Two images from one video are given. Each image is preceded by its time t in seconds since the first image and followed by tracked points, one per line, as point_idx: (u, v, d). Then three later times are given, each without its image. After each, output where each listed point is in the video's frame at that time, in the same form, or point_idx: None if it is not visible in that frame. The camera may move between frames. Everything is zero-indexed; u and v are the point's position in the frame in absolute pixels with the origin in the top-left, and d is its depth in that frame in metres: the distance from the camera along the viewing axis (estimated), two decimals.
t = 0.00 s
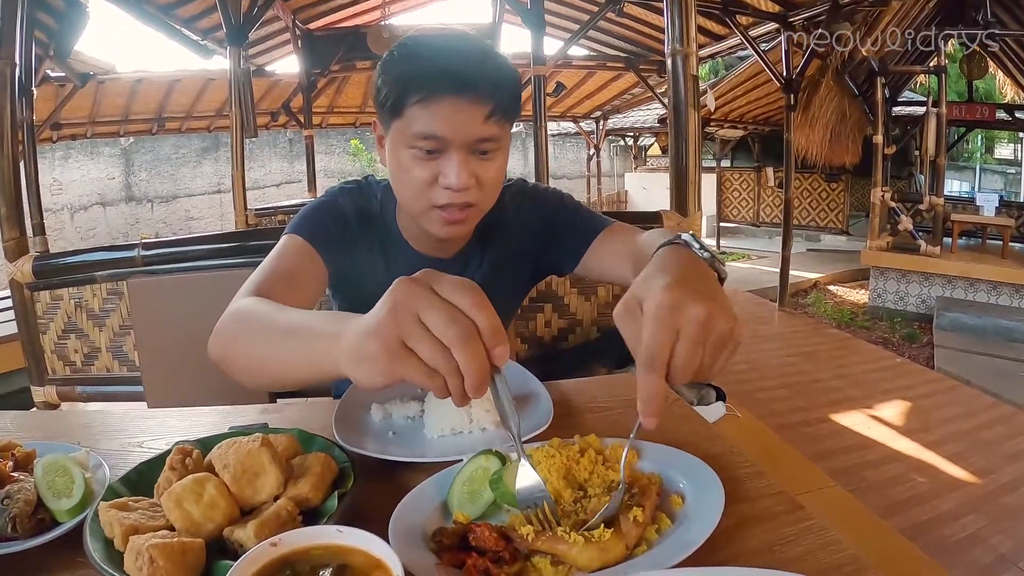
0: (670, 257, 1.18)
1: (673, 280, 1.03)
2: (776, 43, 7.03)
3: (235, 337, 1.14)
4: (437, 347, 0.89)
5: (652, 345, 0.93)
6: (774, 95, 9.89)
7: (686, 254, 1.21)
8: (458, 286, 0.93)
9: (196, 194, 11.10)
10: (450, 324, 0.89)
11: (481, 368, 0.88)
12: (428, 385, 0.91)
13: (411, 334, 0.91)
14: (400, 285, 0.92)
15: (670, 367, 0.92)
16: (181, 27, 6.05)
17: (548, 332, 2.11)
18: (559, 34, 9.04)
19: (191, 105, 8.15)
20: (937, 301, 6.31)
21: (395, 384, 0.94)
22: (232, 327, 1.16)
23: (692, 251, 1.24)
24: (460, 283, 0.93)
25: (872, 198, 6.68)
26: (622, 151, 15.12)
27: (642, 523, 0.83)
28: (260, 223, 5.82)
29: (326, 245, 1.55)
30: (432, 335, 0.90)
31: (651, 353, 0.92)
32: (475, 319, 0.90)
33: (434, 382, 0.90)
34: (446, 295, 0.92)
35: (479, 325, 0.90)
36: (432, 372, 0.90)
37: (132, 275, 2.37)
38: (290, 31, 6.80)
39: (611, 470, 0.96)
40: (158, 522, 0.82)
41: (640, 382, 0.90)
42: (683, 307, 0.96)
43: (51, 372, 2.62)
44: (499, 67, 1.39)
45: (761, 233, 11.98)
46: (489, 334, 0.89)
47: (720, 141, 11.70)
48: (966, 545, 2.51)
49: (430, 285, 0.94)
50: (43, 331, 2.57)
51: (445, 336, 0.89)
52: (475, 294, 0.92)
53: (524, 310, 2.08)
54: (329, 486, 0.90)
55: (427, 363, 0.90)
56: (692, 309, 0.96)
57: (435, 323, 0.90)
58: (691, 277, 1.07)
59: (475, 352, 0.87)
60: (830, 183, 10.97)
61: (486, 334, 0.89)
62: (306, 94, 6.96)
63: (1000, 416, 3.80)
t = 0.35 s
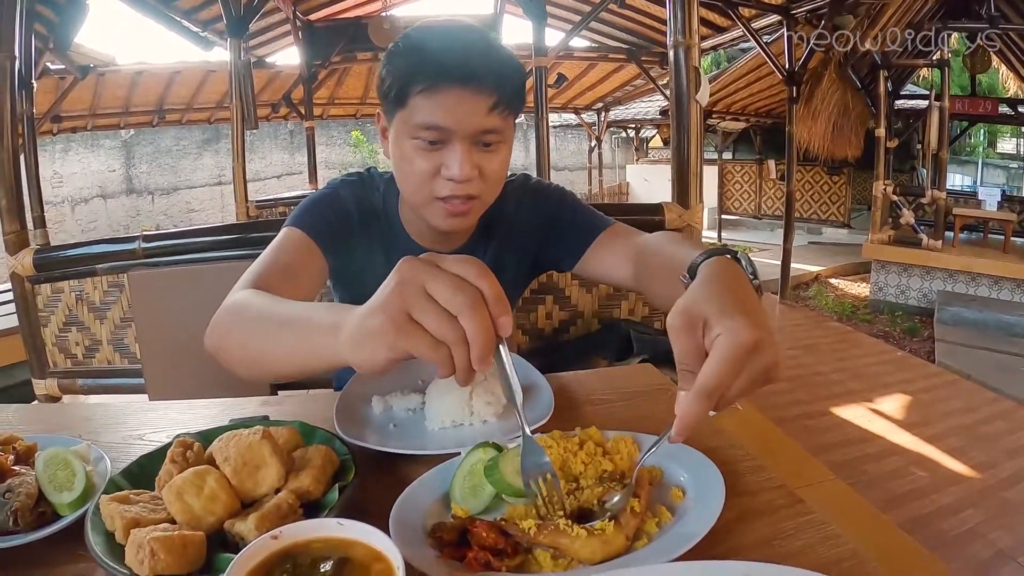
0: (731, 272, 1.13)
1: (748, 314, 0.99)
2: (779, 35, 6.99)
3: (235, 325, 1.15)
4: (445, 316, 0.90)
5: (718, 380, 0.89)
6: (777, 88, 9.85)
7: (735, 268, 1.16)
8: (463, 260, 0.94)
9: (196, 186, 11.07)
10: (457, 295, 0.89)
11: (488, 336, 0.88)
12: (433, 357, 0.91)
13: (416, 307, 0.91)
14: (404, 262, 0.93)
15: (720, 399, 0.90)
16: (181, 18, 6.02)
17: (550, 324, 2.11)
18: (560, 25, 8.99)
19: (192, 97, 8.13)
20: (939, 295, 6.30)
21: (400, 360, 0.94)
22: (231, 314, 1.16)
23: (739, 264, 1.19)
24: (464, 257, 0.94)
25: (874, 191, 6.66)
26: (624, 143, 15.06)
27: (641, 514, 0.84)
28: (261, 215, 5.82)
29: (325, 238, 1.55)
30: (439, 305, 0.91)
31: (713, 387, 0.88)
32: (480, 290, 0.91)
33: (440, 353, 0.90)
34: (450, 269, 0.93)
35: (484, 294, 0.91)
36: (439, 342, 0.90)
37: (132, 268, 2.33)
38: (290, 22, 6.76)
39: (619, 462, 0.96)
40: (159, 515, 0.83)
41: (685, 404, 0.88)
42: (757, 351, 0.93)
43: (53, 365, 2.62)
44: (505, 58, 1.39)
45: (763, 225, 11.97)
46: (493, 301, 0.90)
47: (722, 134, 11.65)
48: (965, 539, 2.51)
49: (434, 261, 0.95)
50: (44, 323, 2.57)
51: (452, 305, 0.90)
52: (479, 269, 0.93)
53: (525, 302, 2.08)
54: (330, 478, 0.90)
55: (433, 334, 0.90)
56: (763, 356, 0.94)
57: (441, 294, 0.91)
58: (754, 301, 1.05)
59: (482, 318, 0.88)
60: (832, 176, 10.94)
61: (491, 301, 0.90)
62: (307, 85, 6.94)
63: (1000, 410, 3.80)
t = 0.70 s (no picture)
0: (661, 250, 1.24)
1: (668, 271, 1.11)
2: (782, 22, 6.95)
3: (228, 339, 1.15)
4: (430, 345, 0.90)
5: (649, 331, 0.99)
6: (780, 76, 9.79)
7: (674, 249, 1.25)
8: (442, 281, 0.93)
9: (199, 179, 11.07)
10: (439, 325, 0.89)
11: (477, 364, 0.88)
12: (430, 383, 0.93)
13: (403, 339, 0.91)
14: (382, 288, 0.92)
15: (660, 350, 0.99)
16: (182, 11, 6.01)
17: (553, 314, 2.09)
18: (562, 13, 8.94)
19: (193, 90, 8.13)
20: (943, 284, 6.29)
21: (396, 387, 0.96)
22: (221, 329, 1.16)
23: (679, 244, 1.28)
24: (444, 280, 0.92)
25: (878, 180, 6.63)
26: (626, 132, 15.01)
27: (643, 504, 0.84)
28: (263, 207, 5.82)
29: (327, 234, 1.54)
30: (423, 337, 0.91)
31: (649, 337, 0.98)
32: (464, 317, 0.91)
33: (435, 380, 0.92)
34: (432, 294, 0.92)
35: (468, 323, 0.90)
36: (430, 371, 0.92)
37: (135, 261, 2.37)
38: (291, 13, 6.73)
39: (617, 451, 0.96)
40: (165, 508, 0.83)
41: (637, 363, 0.95)
42: (677, 292, 1.04)
43: (58, 360, 2.64)
44: (504, 58, 1.38)
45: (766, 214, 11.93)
46: (480, 331, 0.90)
47: (725, 122, 11.60)
48: (968, 529, 2.52)
49: (413, 282, 0.93)
50: (50, 319, 2.58)
51: (437, 339, 0.89)
52: (460, 290, 0.92)
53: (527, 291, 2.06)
54: (334, 471, 0.91)
55: (424, 366, 0.91)
56: (686, 294, 1.04)
57: (424, 323, 0.90)
58: (692, 272, 1.14)
59: (469, 352, 0.88)
60: (835, 165, 10.90)
61: (478, 332, 0.89)
62: (308, 77, 6.92)
63: (1004, 399, 3.80)
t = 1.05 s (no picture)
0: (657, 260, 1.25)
1: (663, 279, 1.11)
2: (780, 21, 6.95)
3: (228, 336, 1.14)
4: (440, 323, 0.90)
5: (646, 336, 1.00)
6: (778, 74, 9.79)
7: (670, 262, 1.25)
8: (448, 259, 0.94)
9: (197, 180, 11.06)
10: (449, 300, 0.90)
11: (487, 339, 0.89)
12: (438, 361, 0.93)
13: (412, 317, 0.92)
14: (393, 268, 0.93)
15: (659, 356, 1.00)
16: (179, 12, 6.01)
17: (551, 313, 2.09)
18: (560, 12, 8.94)
19: (191, 91, 8.12)
20: (941, 281, 6.30)
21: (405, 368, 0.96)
22: (221, 327, 1.16)
23: (676, 258, 1.27)
24: (451, 257, 0.93)
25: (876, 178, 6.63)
26: (625, 131, 15.02)
27: (638, 505, 0.85)
28: (261, 208, 5.81)
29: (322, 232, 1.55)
30: (435, 314, 0.91)
31: (645, 343, 0.99)
32: (472, 292, 0.91)
33: (444, 357, 0.92)
34: (439, 272, 0.93)
35: (477, 297, 0.91)
36: (440, 348, 0.92)
37: (134, 263, 2.37)
38: (289, 13, 6.72)
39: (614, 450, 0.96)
40: (163, 511, 0.84)
41: (632, 370, 0.97)
42: (674, 299, 1.05)
43: (57, 362, 2.63)
44: (494, 56, 1.38)
45: (765, 212, 11.94)
46: (489, 305, 0.91)
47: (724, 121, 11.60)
48: (966, 527, 2.52)
49: (422, 263, 0.94)
50: (48, 321, 2.58)
51: (447, 313, 0.90)
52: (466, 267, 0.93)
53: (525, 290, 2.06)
54: (330, 472, 0.91)
55: (434, 343, 0.92)
56: (679, 304, 1.04)
57: (433, 300, 0.91)
58: (687, 281, 1.15)
59: (480, 326, 0.88)
60: (834, 163, 10.91)
61: (487, 306, 0.90)
62: (306, 77, 6.91)
63: (1003, 397, 3.81)
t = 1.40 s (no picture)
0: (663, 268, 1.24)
1: (675, 286, 1.13)
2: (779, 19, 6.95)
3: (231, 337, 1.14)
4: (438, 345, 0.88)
5: (656, 339, 1.00)
6: (777, 72, 9.79)
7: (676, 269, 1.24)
8: (446, 282, 0.91)
9: (196, 181, 11.07)
10: (445, 325, 0.87)
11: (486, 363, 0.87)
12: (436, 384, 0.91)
13: (409, 341, 0.89)
14: (388, 292, 0.91)
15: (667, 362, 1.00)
16: (178, 13, 6.01)
17: (551, 313, 2.09)
18: (559, 12, 8.94)
19: (190, 92, 8.12)
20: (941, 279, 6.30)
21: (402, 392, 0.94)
22: (225, 326, 1.14)
23: (682, 265, 1.25)
24: (448, 280, 0.90)
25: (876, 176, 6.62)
26: (624, 130, 15.03)
27: (636, 502, 0.85)
28: (260, 208, 5.81)
29: (324, 232, 1.54)
30: (430, 339, 0.89)
31: (654, 347, 0.99)
32: (470, 318, 0.89)
33: (443, 381, 0.90)
34: (437, 296, 0.90)
35: (475, 322, 0.88)
36: (438, 373, 0.89)
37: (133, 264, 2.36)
38: (288, 14, 6.71)
39: (617, 451, 0.96)
40: (161, 511, 0.83)
41: (641, 373, 0.97)
42: (684, 309, 1.06)
43: (57, 363, 2.63)
44: (493, 56, 1.37)
45: (765, 211, 11.95)
46: (487, 329, 0.88)
47: (723, 120, 11.61)
48: (966, 525, 2.52)
49: (415, 285, 0.92)
50: (48, 322, 2.58)
51: (443, 338, 0.87)
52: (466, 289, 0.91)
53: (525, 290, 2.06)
54: (329, 471, 0.91)
55: (432, 368, 0.89)
56: (693, 312, 1.05)
57: (429, 324, 0.88)
58: (694, 290, 1.15)
59: (480, 350, 0.86)
60: (833, 161, 10.91)
61: (485, 330, 0.88)
62: (305, 78, 6.90)
63: (1003, 395, 3.81)
